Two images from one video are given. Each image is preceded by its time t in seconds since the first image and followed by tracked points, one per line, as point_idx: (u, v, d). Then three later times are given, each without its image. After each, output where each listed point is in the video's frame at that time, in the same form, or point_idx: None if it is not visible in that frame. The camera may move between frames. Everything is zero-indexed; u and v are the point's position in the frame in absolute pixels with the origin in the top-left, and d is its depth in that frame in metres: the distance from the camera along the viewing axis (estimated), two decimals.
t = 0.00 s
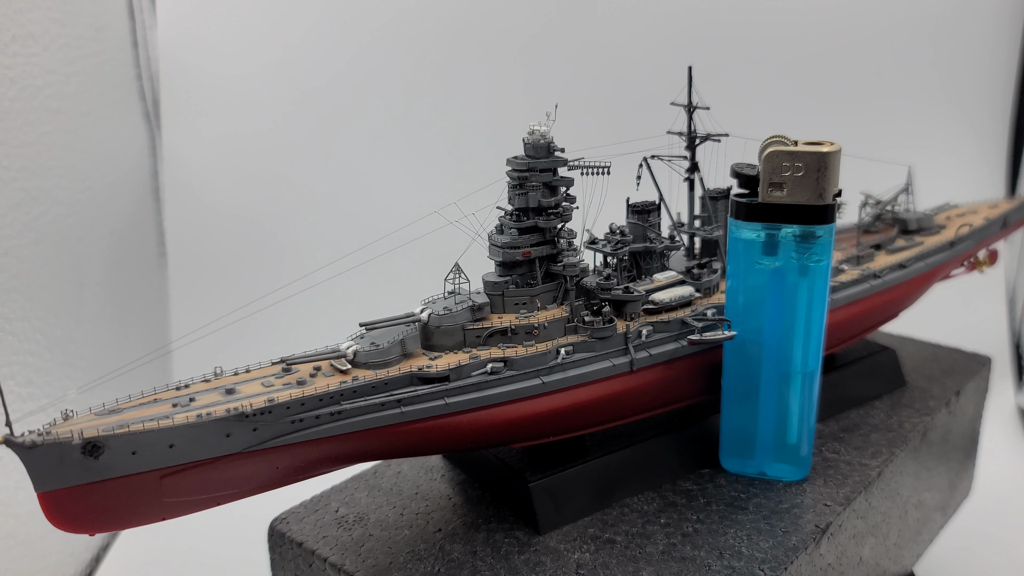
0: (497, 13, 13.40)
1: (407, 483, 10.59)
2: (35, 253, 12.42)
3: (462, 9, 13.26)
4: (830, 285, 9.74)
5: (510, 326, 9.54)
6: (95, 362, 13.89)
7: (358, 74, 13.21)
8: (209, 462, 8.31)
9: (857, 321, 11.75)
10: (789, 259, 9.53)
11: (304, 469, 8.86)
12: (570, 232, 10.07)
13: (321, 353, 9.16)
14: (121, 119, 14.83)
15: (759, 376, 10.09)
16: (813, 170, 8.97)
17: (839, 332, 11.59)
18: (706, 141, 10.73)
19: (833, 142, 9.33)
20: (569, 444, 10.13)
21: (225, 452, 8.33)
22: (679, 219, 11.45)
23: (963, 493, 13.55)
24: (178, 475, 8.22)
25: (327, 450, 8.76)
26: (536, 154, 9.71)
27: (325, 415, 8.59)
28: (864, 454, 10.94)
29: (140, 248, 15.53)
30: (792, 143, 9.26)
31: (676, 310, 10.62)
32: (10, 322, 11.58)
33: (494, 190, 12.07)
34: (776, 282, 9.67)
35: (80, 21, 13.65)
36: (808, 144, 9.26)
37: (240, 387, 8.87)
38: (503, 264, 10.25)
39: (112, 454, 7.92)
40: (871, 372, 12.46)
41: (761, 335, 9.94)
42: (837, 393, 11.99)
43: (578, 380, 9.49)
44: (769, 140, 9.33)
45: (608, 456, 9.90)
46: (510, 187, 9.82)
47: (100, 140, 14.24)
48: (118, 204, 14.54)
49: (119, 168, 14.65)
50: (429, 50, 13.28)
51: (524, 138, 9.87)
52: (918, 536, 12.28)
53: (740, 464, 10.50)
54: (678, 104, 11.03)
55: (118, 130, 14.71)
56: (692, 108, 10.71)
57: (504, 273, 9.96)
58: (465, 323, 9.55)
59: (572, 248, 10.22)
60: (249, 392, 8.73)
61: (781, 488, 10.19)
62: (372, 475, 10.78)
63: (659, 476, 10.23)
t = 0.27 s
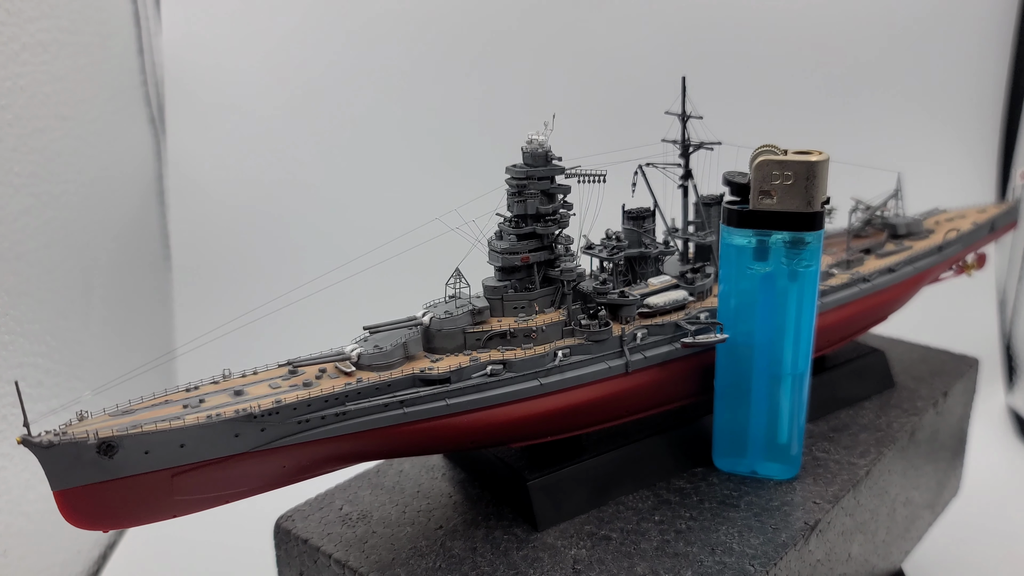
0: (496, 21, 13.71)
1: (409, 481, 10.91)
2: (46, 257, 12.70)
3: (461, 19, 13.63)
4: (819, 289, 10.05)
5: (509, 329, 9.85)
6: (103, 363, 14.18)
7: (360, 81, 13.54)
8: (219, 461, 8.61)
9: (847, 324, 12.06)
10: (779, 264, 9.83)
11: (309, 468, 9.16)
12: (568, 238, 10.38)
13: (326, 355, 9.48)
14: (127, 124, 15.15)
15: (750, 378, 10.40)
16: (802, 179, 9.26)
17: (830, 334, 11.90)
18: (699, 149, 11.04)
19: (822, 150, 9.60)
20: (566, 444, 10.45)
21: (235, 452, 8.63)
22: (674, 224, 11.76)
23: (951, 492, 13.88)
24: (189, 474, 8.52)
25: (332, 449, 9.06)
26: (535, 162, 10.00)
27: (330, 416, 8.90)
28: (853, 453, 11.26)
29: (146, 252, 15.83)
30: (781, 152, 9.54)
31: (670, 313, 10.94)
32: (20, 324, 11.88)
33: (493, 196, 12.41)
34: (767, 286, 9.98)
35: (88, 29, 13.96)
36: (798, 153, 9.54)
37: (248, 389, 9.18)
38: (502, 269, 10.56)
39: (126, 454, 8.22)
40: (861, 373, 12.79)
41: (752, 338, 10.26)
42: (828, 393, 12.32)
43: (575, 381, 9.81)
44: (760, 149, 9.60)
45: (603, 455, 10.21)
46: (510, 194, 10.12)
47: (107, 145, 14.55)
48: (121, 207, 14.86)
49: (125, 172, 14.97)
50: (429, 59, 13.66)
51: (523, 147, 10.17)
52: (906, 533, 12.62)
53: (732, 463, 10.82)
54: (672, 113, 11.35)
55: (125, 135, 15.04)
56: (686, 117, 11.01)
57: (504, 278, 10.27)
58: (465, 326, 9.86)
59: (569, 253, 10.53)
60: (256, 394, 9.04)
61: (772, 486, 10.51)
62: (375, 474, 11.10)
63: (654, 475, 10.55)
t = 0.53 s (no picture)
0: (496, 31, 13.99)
1: (411, 481, 11.19)
2: (55, 261, 12.95)
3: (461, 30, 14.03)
4: (811, 294, 10.31)
5: (509, 333, 10.13)
6: (110, 365, 14.45)
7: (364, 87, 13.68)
8: (228, 462, 8.87)
9: (839, 327, 12.34)
10: (772, 270, 10.10)
11: (315, 468, 9.43)
12: (567, 244, 10.65)
13: (331, 359, 9.75)
14: (134, 130, 15.43)
15: (744, 380, 10.67)
16: (794, 187, 9.53)
17: (823, 337, 12.17)
18: (695, 157, 11.32)
19: (814, 159, 9.88)
20: (565, 445, 10.73)
21: (243, 453, 8.89)
22: (670, 230, 12.04)
23: (942, 491, 14.18)
24: (199, 474, 8.78)
25: (337, 450, 9.32)
26: (534, 171, 10.27)
27: (336, 418, 9.16)
28: (845, 454, 11.54)
29: (152, 255, 16.11)
30: (774, 161, 9.82)
31: (666, 317, 11.21)
32: (31, 327, 12.15)
33: (494, 204, 12.70)
34: (760, 291, 10.26)
35: (96, 37, 14.22)
36: (790, 161, 9.81)
37: (255, 392, 9.45)
38: (502, 275, 10.83)
39: (138, 455, 8.47)
40: (853, 376, 13.08)
41: (746, 342, 10.53)
42: (821, 395, 12.60)
43: (573, 384, 10.08)
44: (754, 158, 9.88)
45: (601, 456, 10.48)
46: (510, 202, 10.39)
47: (114, 151, 14.81)
48: (127, 212, 15.13)
49: (131, 178, 15.25)
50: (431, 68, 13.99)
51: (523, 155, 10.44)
52: (898, 531, 12.91)
53: (727, 463, 11.09)
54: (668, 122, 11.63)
55: (132, 142, 15.33)
56: (681, 126, 11.30)
57: (504, 283, 10.54)
58: (467, 330, 10.13)
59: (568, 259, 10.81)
60: (264, 397, 9.30)
61: (766, 486, 10.78)
62: (378, 474, 11.38)
63: (650, 475, 10.82)
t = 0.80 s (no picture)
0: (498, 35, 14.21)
1: (415, 477, 11.41)
2: (64, 261, 13.17)
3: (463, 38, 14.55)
4: (807, 294, 10.52)
5: (512, 332, 10.34)
6: (119, 364, 14.71)
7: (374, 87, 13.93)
8: (237, 458, 9.08)
9: (835, 326, 12.55)
10: (769, 270, 10.31)
11: (322, 464, 9.64)
12: (567, 245, 10.86)
13: (338, 357, 9.97)
14: (141, 132, 15.67)
15: (742, 378, 10.88)
16: (790, 190, 9.73)
17: (819, 336, 12.38)
18: (693, 160, 11.54)
19: (810, 163, 10.08)
20: (566, 441, 10.95)
21: (252, 450, 9.10)
22: (669, 231, 12.26)
23: (937, 487, 14.41)
24: (208, 470, 8.99)
25: (343, 446, 9.53)
26: (536, 173, 10.47)
27: (342, 415, 9.38)
28: (841, 450, 11.75)
29: (159, 255, 16.36)
30: (771, 164, 10.02)
31: (665, 316, 11.43)
32: (42, 326, 12.39)
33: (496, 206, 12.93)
34: (758, 291, 10.46)
35: (104, 40, 14.45)
36: (786, 165, 10.02)
37: (263, 390, 9.67)
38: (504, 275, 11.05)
39: (150, 450, 8.69)
40: (849, 374, 13.30)
41: (743, 340, 10.73)
42: (817, 393, 12.82)
43: (574, 382, 10.29)
44: (751, 161, 10.09)
45: (601, 452, 10.70)
46: (512, 203, 10.60)
47: (122, 152, 15.05)
48: (134, 213, 15.36)
49: (137, 179, 15.47)
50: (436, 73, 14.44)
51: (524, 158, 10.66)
52: (893, 527, 13.13)
53: (724, 459, 11.31)
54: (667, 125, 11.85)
55: (138, 143, 15.56)
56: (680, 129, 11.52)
57: (506, 283, 10.77)
58: (470, 329, 10.36)
59: (569, 259, 11.02)
60: (272, 394, 9.53)
61: (763, 482, 10.99)
62: (382, 470, 11.60)
63: (649, 471, 11.04)
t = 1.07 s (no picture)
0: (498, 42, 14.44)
1: (417, 477, 11.66)
2: (72, 264, 13.39)
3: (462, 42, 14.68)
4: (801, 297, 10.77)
5: (512, 334, 10.58)
6: (126, 365, 14.96)
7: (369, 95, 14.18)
8: (244, 458, 9.32)
9: (828, 328, 12.80)
10: (763, 274, 10.55)
11: (327, 464, 9.88)
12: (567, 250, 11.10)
13: (342, 360, 10.22)
14: (146, 136, 15.90)
15: (737, 379, 11.12)
16: (783, 196, 9.97)
17: (813, 338, 12.63)
18: (690, 166, 11.78)
19: (803, 170, 10.32)
20: (565, 441, 11.20)
21: (259, 450, 9.34)
22: (666, 235, 12.52)
23: (930, 486, 14.68)
24: (217, 469, 9.22)
25: (348, 446, 9.77)
26: (535, 179, 10.71)
27: (347, 416, 9.61)
28: (834, 450, 12.00)
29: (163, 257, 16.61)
30: (765, 171, 10.24)
31: (662, 319, 11.67)
32: (50, 328, 12.63)
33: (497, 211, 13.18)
34: (752, 295, 10.70)
35: (110, 46, 14.67)
36: (780, 171, 10.25)
37: (270, 391, 9.91)
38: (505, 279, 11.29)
39: (160, 451, 8.92)
40: (842, 375, 13.56)
41: (738, 342, 10.97)
42: (811, 394, 13.08)
43: (572, 383, 10.53)
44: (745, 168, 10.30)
45: (599, 452, 10.94)
46: (512, 209, 10.84)
47: (128, 156, 15.28)
48: (140, 216, 15.60)
49: (142, 182, 15.70)
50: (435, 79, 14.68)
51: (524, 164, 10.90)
52: (886, 525, 13.39)
53: (720, 459, 11.55)
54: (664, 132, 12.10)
55: (144, 147, 15.79)
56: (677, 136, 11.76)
57: (506, 286, 11.01)
58: (471, 332, 10.60)
59: (568, 263, 11.27)
60: (278, 396, 9.77)
61: (757, 481, 11.24)
62: (385, 470, 11.84)
63: (646, 470, 11.29)
